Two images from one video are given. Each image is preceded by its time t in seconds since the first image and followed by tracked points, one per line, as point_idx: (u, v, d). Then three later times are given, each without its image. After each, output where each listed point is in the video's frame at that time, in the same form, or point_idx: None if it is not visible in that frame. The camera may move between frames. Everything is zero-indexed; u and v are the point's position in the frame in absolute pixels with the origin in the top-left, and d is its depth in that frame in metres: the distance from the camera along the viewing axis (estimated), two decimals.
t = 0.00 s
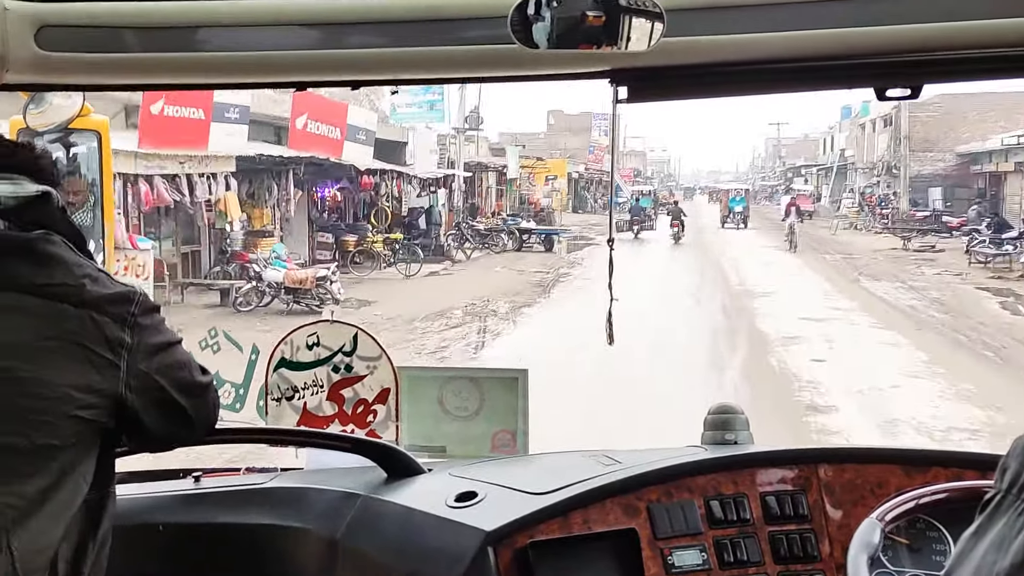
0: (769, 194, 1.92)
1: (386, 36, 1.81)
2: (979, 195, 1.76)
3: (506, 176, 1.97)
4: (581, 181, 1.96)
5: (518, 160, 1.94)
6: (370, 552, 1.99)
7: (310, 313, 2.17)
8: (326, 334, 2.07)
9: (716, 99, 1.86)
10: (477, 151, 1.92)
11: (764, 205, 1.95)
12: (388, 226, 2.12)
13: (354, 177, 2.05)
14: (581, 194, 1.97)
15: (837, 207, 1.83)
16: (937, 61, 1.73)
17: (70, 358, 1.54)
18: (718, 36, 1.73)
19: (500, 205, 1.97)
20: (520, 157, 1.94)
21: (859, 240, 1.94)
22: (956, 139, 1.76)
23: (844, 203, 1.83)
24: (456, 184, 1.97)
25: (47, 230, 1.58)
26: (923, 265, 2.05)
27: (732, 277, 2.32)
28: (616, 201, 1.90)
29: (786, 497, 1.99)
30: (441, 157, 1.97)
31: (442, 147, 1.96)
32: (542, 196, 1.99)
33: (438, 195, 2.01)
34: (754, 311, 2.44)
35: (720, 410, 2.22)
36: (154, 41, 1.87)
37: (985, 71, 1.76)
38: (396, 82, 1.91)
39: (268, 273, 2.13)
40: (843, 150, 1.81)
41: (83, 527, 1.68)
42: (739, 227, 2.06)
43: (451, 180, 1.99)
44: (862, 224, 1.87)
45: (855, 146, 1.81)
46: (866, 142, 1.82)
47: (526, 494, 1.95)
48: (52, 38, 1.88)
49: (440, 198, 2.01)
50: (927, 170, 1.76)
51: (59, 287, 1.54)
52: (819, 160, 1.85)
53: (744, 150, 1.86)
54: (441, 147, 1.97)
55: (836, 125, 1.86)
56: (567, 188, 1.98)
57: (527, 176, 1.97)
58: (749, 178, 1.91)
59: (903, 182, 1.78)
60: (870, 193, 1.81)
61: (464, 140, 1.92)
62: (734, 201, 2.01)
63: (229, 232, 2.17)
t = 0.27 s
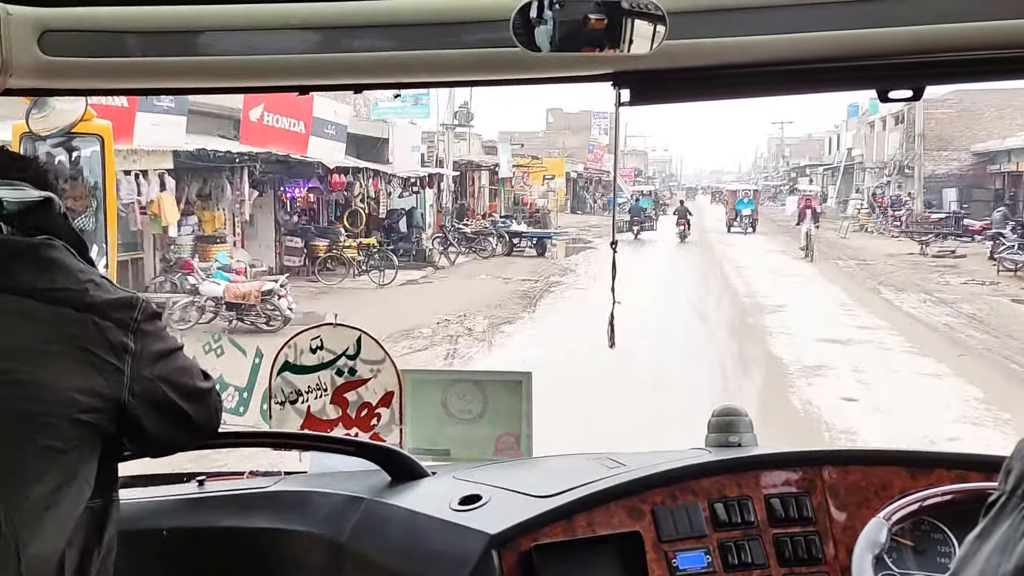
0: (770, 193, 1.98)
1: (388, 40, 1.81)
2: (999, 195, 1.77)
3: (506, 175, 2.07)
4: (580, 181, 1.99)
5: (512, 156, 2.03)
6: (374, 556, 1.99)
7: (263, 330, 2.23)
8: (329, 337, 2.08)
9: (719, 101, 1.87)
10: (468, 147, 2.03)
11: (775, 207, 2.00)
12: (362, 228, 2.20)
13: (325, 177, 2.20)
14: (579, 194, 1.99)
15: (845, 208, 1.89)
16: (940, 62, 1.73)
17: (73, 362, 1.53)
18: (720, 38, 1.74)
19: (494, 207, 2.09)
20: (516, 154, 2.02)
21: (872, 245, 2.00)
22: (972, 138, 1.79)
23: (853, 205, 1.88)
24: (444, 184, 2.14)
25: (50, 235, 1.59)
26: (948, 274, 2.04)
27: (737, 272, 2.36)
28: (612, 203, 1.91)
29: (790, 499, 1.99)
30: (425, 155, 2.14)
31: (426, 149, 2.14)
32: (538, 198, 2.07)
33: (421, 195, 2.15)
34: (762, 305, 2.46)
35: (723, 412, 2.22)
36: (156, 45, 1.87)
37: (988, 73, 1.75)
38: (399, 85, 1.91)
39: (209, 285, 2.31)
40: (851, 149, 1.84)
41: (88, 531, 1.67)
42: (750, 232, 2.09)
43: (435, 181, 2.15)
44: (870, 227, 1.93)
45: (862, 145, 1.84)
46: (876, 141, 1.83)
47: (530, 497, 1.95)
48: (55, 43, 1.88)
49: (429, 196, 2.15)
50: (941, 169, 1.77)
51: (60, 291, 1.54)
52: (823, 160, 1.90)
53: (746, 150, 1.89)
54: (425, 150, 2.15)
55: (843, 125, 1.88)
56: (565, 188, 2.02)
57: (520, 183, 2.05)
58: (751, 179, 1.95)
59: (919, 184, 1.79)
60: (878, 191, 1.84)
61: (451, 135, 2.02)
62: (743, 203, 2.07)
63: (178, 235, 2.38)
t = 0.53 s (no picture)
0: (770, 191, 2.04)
1: (390, 41, 1.81)
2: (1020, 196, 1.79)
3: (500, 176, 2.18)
4: (579, 182, 2.11)
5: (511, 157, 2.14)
6: (377, 557, 1.99)
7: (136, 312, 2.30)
8: (332, 339, 2.08)
9: (722, 101, 1.87)
10: (459, 144, 2.08)
11: (784, 209, 2.03)
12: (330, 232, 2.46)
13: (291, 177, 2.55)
14: (579, 195, 2.11)
15: (854, 209, 1.94)
16: (943, 62, 1.72)
17: (74, 365, 1.53)
18: (723, 39, 1.73)
19: (485, 210, 2.21)
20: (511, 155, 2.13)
21: (886, 247, 2.04)
22: (992, 137, 1.79)
23: (868, 208, 1.92)
24: (432, 183, 2.24)
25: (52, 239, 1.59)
26: (981, 286, 2.04)
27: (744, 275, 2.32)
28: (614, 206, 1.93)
29: (793, 499, 1.99)
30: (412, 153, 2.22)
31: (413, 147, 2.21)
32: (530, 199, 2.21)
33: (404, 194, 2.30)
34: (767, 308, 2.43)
35: (727, 412, 2.21)
36: (157, 47, 1.87)
37: (992, 72, 1.75)
38: (401, 87, 1.91)
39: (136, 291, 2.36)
40: (860, 148, 1.87)
41: (92, 532, 1.68)
42: (762, 237, 2.12)
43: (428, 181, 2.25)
44: (883, 229, 1.98)
45: (872, 144, 1.87)
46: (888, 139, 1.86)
47: (533, 498, 1.95)
48: (58, 45, 1.88)
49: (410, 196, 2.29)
50: (959, 169, 1.79)
51: (62, 295, 1.54)
52: (829, 159, 1.94)
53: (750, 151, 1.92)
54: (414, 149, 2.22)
55: (852, 123, 1.89)
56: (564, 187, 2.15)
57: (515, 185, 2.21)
58: (757, 180, 2.03)
59: (936, 183, 1.82)
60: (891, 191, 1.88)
61: (439, 129, 2.06)
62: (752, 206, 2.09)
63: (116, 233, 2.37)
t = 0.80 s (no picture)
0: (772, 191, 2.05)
1: (391, 40, 1.81)
2: None
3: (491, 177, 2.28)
4: (579, 181, 2.12)
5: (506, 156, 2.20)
6: (378, 556, 1.99)
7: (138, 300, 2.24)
8: (333, 337, 2.08)
9: (723, 100, 1.87)
10: (449, 142, 2.09)
11: (791, 209, 2.07)
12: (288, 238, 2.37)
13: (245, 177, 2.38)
14: (578, 196, 2.17)
15: (864, 209, 1.95)
16: (946, 61, 1.72)
17: (71, 362, 1.53)
18: (726, 38, 1.73)
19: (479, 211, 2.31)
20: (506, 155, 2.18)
21: (910, 254, 2.00)
22: (1012, 136, 1.80)
23: (881, 206, 1.92)
24: (417, 183, 2.22)
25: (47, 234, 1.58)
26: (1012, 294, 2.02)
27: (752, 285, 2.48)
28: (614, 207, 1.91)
29: (795, 498, 1.99)
30: (395, 152, 2.18)
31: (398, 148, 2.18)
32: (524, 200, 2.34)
33: (385, 195, 2.26)
34: (783, 330, 2.48)
35: (729, 410, 2.21)
36: (159, 46, 1.87)
37: (994, 72, 1.75)
38: (403, 86, 1.91)
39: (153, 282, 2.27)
40: (870, 148, 1.88)
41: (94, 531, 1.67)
42: (774, 245, 2.21)
43: (415, 180, 2.22)
44: (896, 233, 1.95)
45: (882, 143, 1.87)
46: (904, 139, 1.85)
47: (534, 497, 1.95)
48: (59, 44, 1.89)
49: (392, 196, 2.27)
50: (978, 169, 1.79)
51: (58, 290, 1.53)
52: (837, 160, 1.93)
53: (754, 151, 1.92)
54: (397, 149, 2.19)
55: (862, 122, 1.89)
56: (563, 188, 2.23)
57: (507, 187, 2.32)
58: (763, 181, 2.04)
59: (954, 185, 1.81)
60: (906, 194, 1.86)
61: (426, 128, 2.05)
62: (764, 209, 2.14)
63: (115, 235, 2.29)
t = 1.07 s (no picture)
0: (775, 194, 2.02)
1: (393, 40, 1.81)
2: None
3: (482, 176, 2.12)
4: (575, 183, 2.07)
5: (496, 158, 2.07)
6: (379, 556, 1.99)
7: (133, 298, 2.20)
8: (334, 337, 2.09)
9: (726, 101, 1.86)
10: (437, 139, 2.02)
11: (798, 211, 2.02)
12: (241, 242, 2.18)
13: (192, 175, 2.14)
14: (576, 197, 2.09)
15: (873, 211, 1.91)
16: (950, 63, 1.72)
17: (71, 364, 1.53)
18: (729, 39, 1.73)
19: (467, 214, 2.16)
20: (502, 155, 2.05)
21: (929, 259, 1.90)
22: None
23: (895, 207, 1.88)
24: (399, 183, 2.10)
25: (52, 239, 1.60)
26: None
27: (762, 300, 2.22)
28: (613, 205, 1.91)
29: (796, 501, 2.00)
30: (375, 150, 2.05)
31: (382, 146, 2.06)
32: (517, 201, 2.18)
33: (362, 196, 2.11)
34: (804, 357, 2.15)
35: (732, 414, 2.25)
36: (161, 45, 1.87)
37: (998, 74, 1.75)
38: (406, 86, 1.91)
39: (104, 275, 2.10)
40: (879, 147, 1.84)
41: (93, 532, 1.66)
42: (789, 254, 2.13)
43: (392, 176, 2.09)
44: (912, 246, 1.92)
45: (892, 142, 1.84)
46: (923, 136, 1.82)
47: (535, 498, 1.95)
48: (61, 42, 1.89)
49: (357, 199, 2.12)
50: (999, 169, 1.75)
51: (59, 293, 1.54)
52: (846, 160, 1.88)
53: (759, 151, 1.92)
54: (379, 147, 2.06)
55: (871, 119, 1.88)
56: (561, 188, 2.12)
57: (497, 186, 2.14)
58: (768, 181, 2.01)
59: (976, 185, 1.75)
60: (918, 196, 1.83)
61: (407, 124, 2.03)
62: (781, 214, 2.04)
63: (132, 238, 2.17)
